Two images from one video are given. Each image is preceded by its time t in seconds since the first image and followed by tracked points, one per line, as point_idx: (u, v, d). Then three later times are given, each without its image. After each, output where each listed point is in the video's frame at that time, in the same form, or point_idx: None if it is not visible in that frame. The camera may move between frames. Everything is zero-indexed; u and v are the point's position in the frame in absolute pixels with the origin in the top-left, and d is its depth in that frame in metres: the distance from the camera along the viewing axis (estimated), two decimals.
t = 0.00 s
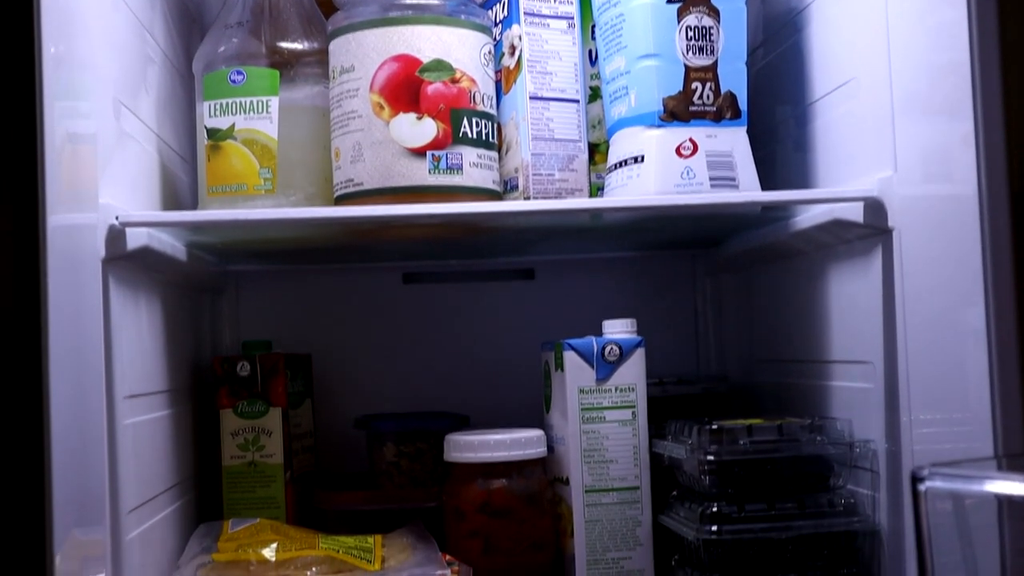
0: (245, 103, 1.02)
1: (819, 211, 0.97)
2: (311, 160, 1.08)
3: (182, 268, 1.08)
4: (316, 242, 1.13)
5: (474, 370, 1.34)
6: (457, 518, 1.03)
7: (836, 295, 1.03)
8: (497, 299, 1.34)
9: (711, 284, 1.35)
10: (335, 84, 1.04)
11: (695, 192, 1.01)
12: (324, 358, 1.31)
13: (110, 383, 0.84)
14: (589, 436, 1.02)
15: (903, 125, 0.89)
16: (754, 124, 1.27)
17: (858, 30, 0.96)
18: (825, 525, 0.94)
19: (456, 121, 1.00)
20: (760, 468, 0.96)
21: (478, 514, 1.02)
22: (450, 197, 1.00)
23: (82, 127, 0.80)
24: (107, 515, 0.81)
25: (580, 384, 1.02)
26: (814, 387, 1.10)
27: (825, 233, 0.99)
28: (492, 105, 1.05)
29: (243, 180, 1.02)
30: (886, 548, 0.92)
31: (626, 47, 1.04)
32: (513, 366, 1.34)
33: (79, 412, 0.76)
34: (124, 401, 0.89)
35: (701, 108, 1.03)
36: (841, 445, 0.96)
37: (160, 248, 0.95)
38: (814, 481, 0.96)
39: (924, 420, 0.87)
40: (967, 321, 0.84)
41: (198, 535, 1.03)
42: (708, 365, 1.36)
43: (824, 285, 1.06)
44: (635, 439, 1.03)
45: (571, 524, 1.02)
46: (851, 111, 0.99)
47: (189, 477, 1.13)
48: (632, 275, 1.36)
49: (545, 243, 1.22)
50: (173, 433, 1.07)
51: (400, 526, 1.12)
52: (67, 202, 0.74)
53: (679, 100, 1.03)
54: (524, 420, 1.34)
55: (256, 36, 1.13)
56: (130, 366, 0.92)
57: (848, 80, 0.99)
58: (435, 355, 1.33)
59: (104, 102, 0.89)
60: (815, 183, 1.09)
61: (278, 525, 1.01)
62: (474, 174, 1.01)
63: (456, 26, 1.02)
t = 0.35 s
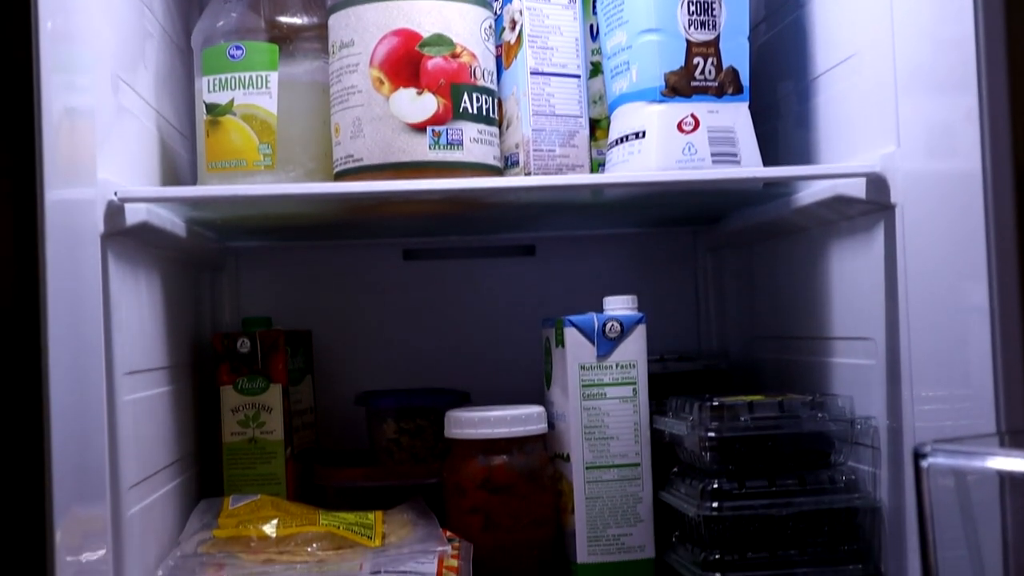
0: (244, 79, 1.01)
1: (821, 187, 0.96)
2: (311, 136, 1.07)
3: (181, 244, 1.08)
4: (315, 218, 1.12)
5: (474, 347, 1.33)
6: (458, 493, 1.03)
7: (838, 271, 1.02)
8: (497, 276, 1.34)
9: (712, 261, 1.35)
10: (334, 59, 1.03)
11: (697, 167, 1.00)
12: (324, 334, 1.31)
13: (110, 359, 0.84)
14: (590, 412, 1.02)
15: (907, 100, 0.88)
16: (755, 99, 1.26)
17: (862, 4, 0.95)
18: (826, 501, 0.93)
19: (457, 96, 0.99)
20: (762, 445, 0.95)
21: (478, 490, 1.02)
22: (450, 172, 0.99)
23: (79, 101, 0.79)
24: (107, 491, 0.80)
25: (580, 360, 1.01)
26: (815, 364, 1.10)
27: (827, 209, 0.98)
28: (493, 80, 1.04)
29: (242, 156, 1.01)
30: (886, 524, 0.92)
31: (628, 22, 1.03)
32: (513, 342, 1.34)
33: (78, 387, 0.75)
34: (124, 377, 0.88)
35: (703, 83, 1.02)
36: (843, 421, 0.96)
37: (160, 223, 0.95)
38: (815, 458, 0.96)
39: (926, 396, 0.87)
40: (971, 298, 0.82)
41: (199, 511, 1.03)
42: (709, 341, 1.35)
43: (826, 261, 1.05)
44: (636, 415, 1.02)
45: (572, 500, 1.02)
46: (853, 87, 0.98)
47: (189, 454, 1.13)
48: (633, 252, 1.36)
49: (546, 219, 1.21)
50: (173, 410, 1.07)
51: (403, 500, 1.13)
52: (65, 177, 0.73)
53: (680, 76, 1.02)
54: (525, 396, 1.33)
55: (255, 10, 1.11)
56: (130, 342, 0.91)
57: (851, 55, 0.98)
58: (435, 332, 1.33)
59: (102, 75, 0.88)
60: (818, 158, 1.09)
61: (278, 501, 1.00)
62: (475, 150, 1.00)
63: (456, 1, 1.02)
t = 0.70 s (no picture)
0: (242, 53, 1.00)
1: (823, 162, 0.95)
2: (311, 111, 1.06)
3: (180, 219, 1.07)
4: (315, 193, 1.11)
5: (474, 322, 1.33)
6: (459, 469, 1.03)
7: (840, 246, 1.02)
8: (497, 251, 1.33)
9: (713, 236, 1.34)
10: (334, 33, 1.02)
11: (699, 142, 0.99)
12: (324, 310, 1.31)
13: (110, 334, 0.84)
14: (591, 388, 1.01)
15: (910, 74, 0.88)
16: (757, 73, 1.25)
17: None
18: (826, 477, 0.93)
19: (457, 70, 0.98)
20: (763, 421, 0.95)
21: (478, 466, 1.02)
22: (450, 147, 0.98)
23: (77, 75, 0.78)
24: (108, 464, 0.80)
25: (581, 336, 1.01)
26: (816, 339, 1.10)
27: (829, 184, 0.97)
28: (493, 54, 1.04)
29: (241, 130, 1.00)
30: (886, 500, 0.92)
31: None
32: (514, 318, 1.33)
33: (78, 363, 0.75)
34: (124, 352, 0.88)
35: (705, 57, 1.01)
36: (843, 397, 0.95)
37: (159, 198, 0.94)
38: (816, 434, 0.96)
39: (927, 371, 0.86)
40: (973, 273, 0.83)
41: (199, 487, 1.03)
42: (710, 317, 1.35)
43: (829, 236, 1.04)
44: (636, 391, 1.02)
45: (573, 476, 1.02)
46: (856, 61, 0.97)
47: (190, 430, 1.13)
48: (633, 227, 1.35)
49: (546, 194, 1.20)
50: (173, 385, 1.07)
51: (403, 476, 1.14)
52: (63, 151, 0.73)
53: (682, 50, 1.01)
54: (525, 371, 1.33)
55: None
56: (130, 317, 0.91)
57: (854, 28, 0.97)
58: (435, 307, 1.33)
59: (99, 48, 0.87)
60: (820, 133, 1.08)
61: (279, 476, 1.00)
62: (475, 125, 0.99)
63: None
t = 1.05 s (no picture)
0: (241, 26, 0.99)
1: (827, 136, 0.94)
2: (311, 84, 1.05)
3: (180, 194, 1.07)
4: (314, 167, 1.10)
5: (474, 298, 1.33)
6: (460, 444, 1.03)
7: (842, 221, 1.01)
8: (497, 227, 1.33)
9: (715, 211, 1.34)
10: (334, 5, 1.00)
11: (700, 116, 0.98)
12: (324, 285, 1.30)
13: (110, 308, 0.84)
14: (591, 363, 1.01)
15: (914, 48, 0.87)
16: (760, 48, 1.24)
17: None
18: (828, 452, 0.93)
19: (457, 44, 0.97)
20: (764, 396, 0.95)
21: (479, 441, 1.02)
22: (451, 121, 0.97)
23: (74, 47, 0.77)
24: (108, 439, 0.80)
25: (583, 311, 1.01)
26: (817, 315, 1.09)
27: (832, 159, 0.97)
28: (494, 28, 1.03)
29: (241, 104, 0.99)
30: (886, 474, 0.92)
31: None
32: (514, 293, 1.33)
33: (78, 338, 0.75)
34: (124, 327, 0.88)
35: (707, 30, 1.00)
36: (845, 371, 0.95)
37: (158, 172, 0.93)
38: (818, 409, 0.96)
39: (929, 347, 0.86)
40: (975, 250, 0.82)
41: (199, 462, 1.03)
42: (712, 292, 1.35)
43: (831, 211, 1.04)
44: (637, 366, 1.02)
45: (574, 452, 1.02)
46: (860, 35, 0.96)
47: (190, 405, 1.13)
48: (634, 203, 1.34)
49: (547, 168, 1.20)
50: (173, 360, 1.06)
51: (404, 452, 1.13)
52: (60, 125, 0.72)
53: (684, 23, 1.00)
54: (526, 347, 1.33)
55: None
56: (130, 291, 0.91)
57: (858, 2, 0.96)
58: (436, 283, 1.32)
59: (96, 20, 0.86)
60: (823, 108, 1.07)
61: (280, 452, 1.00)
62: (476, 99, 0.98)
63: None
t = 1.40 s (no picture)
0: None
1: (829, 104, 0.93)
2: (311, 48, 1.04)
3: (179, 161, 1.06)
4: (312, 134, 1.09)
5: (475, 266, 1.32)
6: (460, 413, 1.03)
7: (845, 189, 1.00)
8: (498, 195, 1.32)
9: (717, 180, 1.33)
10: None
11: (703, 83, 0.96)
12: (324, 253, 1.30)
13: (109, 276, 0.83)
14: (593, 331, 1.01)
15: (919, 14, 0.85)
16: (762, 14, 1.22)
17: None
18: (829, 421, 0.93)
19: (458, 10, 0.96)
20: (766, 364, 0.94)
21: (479, 409, 1.02)
22: (451, 88, 0.96)
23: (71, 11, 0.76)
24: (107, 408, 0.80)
25: (584, 279, 1.00)
26: (819, 283, 1.09)
27: (835, 126, 0.96)
28: None
29: (240, 70, 0.98)
30: (888, 443, 0.92)
31: None
32: (514, 262, 1.32)
33: (77, 307, 0.74)
34: (124, 295, 0.88)
35: None
36: (847, 340, 0.95)
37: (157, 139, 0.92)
38: (819, 378, 0.95)
39: (932, 314, 0.85)
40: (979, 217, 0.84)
41: (200, 430, 1.03)
42: (713, 260, 1.34)
43: (834, 179, 1.03)
44: (638, 335, 1.01)
45: (575, 420, 1.01)
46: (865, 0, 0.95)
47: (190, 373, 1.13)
48: (635, 171, 1.33)
49: (548, 136, 1.19)
50: (173, 328, 1.06)
51: (404, 419, 1.13)
52: (58, 92, 0.71)
53: None
54: (526, 315, 1.33)
55: None
56: (130, 258, 0.90)
57: None
58: (436, 251, 1.31)
59: None
60: (826, 74, 1.06)
61: (281, 420, 1.00)
62: (476, 65, 0.97)
63: None
